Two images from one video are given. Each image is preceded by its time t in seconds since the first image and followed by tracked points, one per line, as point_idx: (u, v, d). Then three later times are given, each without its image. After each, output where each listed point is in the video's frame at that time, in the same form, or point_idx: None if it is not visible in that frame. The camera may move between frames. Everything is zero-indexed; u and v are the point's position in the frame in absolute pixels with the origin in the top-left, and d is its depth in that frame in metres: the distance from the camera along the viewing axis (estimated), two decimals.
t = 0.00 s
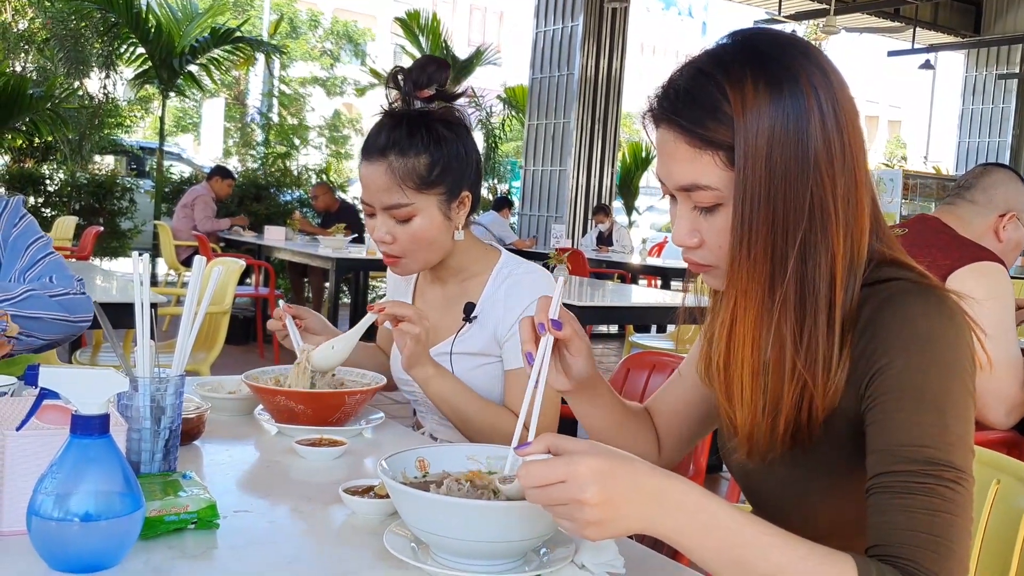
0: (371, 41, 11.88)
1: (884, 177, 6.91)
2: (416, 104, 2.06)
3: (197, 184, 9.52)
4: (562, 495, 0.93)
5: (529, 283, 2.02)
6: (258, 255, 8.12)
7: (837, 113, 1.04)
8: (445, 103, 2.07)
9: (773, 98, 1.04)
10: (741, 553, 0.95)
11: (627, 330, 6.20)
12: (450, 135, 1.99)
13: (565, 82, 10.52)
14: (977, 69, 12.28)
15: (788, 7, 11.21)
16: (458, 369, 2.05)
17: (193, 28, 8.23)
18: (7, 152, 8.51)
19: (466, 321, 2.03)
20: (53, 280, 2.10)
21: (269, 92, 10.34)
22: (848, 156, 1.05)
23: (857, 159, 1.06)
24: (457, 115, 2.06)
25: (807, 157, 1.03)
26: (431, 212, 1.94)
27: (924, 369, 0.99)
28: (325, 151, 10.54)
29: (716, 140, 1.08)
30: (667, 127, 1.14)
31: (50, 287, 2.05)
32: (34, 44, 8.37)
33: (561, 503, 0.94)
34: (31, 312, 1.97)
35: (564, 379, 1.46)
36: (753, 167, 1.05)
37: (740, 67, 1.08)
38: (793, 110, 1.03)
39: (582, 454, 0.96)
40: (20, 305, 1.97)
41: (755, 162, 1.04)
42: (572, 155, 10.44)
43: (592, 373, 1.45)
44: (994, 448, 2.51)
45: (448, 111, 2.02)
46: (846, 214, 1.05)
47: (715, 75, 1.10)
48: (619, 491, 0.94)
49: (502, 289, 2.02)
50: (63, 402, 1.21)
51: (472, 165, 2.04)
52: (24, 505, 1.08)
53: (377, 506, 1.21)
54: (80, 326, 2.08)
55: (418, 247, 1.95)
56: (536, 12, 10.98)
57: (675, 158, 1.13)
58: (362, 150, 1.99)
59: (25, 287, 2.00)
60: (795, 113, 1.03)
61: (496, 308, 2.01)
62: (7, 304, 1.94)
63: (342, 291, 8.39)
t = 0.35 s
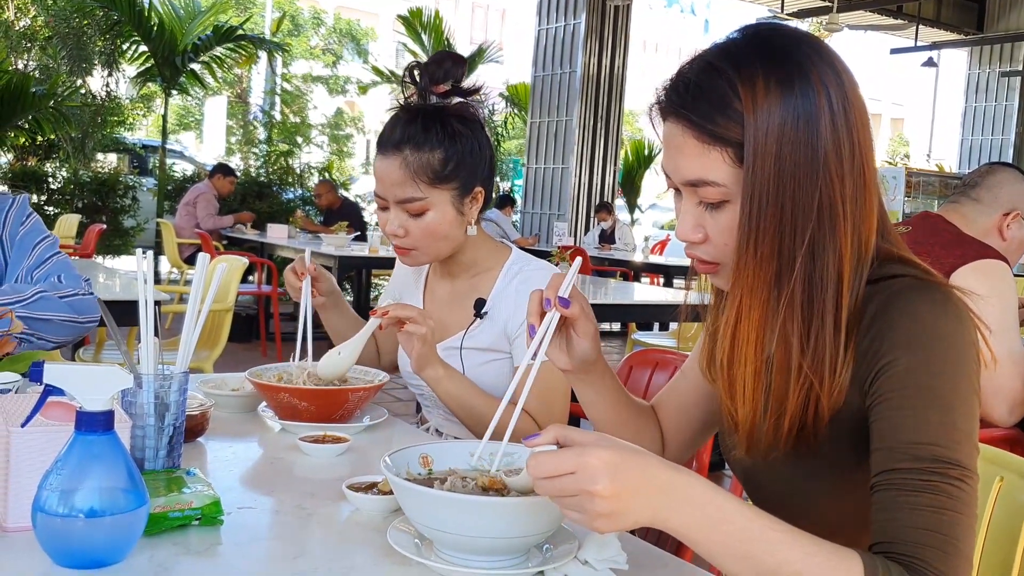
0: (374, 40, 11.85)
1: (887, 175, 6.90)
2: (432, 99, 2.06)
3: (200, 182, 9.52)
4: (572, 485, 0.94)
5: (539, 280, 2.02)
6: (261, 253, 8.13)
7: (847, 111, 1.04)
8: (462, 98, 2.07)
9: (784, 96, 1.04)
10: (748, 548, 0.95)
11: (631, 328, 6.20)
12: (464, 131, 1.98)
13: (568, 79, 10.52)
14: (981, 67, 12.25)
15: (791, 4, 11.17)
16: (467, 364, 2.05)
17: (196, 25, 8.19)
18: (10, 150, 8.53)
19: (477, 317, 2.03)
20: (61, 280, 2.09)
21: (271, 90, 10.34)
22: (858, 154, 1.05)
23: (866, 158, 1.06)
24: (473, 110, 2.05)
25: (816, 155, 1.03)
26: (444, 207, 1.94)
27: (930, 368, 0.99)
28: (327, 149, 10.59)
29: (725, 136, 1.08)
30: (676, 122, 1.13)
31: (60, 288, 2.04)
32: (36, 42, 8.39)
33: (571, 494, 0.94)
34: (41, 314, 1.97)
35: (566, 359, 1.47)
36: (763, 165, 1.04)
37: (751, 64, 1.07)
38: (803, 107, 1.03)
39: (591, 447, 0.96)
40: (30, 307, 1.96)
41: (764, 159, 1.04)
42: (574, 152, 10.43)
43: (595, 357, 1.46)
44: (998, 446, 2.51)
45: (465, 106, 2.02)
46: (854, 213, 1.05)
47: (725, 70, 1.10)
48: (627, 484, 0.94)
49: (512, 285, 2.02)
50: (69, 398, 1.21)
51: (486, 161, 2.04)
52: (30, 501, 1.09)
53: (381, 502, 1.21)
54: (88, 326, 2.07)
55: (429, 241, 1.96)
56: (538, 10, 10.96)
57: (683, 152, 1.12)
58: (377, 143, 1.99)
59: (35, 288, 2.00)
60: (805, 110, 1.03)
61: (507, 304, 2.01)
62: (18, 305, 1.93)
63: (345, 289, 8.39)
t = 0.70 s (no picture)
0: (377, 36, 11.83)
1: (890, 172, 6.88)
2: (447, 94, 2.08)
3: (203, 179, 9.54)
4: (572, 481, 0.94)
5: (547, 276, 2.02)
6: (264, 250, 8.14)
7: (847, 107, 1.04)
8: (475, 94, 2.09)
9: (784, 94, 1.03)
10: (751, 546, 0.95)
11: (633, 325, 6.21)
12: (481, 126, 2.01)
13: (571, 76, 10.51)
14: (985, 63, 12.23)
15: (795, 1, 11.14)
16: (473, 362, 2.04)
17: (199, 23, 8.21)
18: (13, 147, 8.54)
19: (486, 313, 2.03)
20: (64, 278, 2.09)
21: (275, 87, 10.34)
22: (858, 151, 1.04)
23: (867, 154, 1.05)
24: (487, 106, 2.08)
25: (817, 152, 1.03)
26: (460, 200, 1.95)
27: (932, 364, 0.98)
28: (330, 147, 10.69)
29: (725, 136, 1.08)
30: (675, 120, 1.13)
31: (62, 286, 2.05)
32: (39, 39, 8.40)
33: (572, 491, 0.94)
34: (43, 311, 1.97)
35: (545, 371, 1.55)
36: (764, 164, 1.04)
37: (751, 61, 1.07)
38: (803, 105, 1.03)
39: (593, 442, 0.97)
40: (33, 304, 1.96)
41: (765, 157, 1.04)
42: (578, 149, 10.42)
43: (565, 354, 1.53)
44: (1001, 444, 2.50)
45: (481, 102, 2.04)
46: (855, 210, 1.05)
47: (724, 68, 1.10)
48: (629, 480, 0.94)
49: (524, 280, 2.03)
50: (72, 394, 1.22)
51: (499, 156, 2.06)
52: (33, 496, 1.09)
53: (385, 498, 1.21)
54: (90, 325, 2.08)
55: (444, 235, 1.95)
56: (542, 7, 10.93)
57: (682, 151, 1.12)
58: (392, 136, 1.99)
59: (36, 286, 2.00)
60: (806, 108, 1.03)
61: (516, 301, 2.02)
62: (19, 303, 1.94)
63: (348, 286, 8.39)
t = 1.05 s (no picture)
0: (380, 34, 11.81)
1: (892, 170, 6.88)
2: (456, 91, 2.08)
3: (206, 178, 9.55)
4: (573, 478, 0.94)
5: (550, 274, 2.02)
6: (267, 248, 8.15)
7: (849, 106, 1.04)
8: (482, 91, 2.09)
9: (788, 92, 1.03)
10: (753, 542, 0.95)
11: (634, 323, 6.22)
12: (488, 122, 2.01)
13: (573, 75, 10.50)
14: (987, 61, 12.22)
15: None
16: (476, 359, 2.06)
17: (201, 21, 8.23)
18: (16, 145, 8.56)
19: (487, 310, 2.04)
20: (67, 278, 2.10)
21: (276, 85, 10.37)
22: (861, 150, 1.05)
23: (869, 153, 1.06)
24: (494, 103, 2.08)
25: (820, 151, 1.03)
26: (466, 195, 1.95)
27: (934, 360, 0.99)
28: (332, 145, 10.64)
29: (728, 133, 1.08)
30: (678, 117, 1.13)
31: (64, 285, 2.06)
32: (42, 38, 8.43)
33: (573, 488, 0.94)
34: (45, 311, 1.98)
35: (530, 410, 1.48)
36: (767, 162, 1.04)
37: (755, 59, 1.07)
38: (807, 103, 1.03)
39: (594, 440, 0.97)
40: (35, 304, 1.97)
41: (768, 155, 1.04)
42: (580, 148, 10.42)
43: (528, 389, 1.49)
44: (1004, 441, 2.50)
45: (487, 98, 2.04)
46: (857, 208, 1.06)
47: (727, 65, 1.10)
48: (630, 478, 0.94)
49: (526, 277, 2.03)
50: (76, 390, 1.22)
51: (505, 153, 2.05)
52: (38, 491, 1.09)
53: (388, 495, 1.22)
54: (91, 325, 2.09)
55: (450, 231, 1.95)
56: (544, 5, 10.93)
57: (685, 148, 1.12)
58: (400, 132, 1.99)
59: (38, 285, 2.01)
60: (810, 105, 1.03)
61: (518, 301, 2.02)
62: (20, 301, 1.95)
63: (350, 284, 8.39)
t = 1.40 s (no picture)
0: (381, 33, 11.80)
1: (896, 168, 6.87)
2: (454, 89, 2.08)
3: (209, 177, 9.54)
4: (574, 475, 0.94)
5: (550, 273, 2.03)
6: (269, 247, 8.17)
7: (862, 103, 1.04)
8: (482, 89, 2.09)
9: (801, 88, 1.03)
10: (755, 539, 0.95)
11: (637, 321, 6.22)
12: (487, 121, 2.01)
13: (575, 73, 10.49)
14: (989, 58, 12.19)
15: None
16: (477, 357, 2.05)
17: (203, 20, 8.24)
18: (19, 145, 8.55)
19: (488, 310, 2.05)
20: (73, 282, 2.12)
21: (279, 84, 10.40)
22: (872, 147, 1.05)
23: (881, 151, 1.05)
24: (494, 101, 2.08)
25: (831, 148, 1.03)
26: (466, 195, 1.95)
27: (942, 357, 0.99)
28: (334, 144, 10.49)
29: (739, 127, 1.08)
30: (689, 110, 1.13)
31: (71, 290, 2.08)
32: (44, 37, 8.43)
33: (574, 485, 0.95)
34: (52, 316, 2.00)
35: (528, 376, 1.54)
36: (777, 158, 1.04)
37: (769, 54, 1.07)
38: (819, 100, 1.03)
39: (595, 438, 0.97)
40: (42, 308, 1.99)
41: (780, 149, 1.04)
42: (582, 146, 10.42)
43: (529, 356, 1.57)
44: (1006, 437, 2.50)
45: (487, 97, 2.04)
46: (866, 206, 1.06)
47: (742, 58, 1.09)
48: (632, 475, 0.95)
49: (525, 275, 2.04)
50: (79, 389, 1.22)
51: (504, 152, 2.05)
52: (42, 489, 1.10)
53: (390, 492, 1.22)
54: (96, 330, 2.11)
55: (450, 230, 1.96)
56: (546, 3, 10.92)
57: (695, 141, 1.12)
58: (398, 131, 1.99)
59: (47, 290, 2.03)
60: (822, 102, 1.03)
61: (520, 299, 2.03)
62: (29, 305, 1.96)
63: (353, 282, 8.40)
